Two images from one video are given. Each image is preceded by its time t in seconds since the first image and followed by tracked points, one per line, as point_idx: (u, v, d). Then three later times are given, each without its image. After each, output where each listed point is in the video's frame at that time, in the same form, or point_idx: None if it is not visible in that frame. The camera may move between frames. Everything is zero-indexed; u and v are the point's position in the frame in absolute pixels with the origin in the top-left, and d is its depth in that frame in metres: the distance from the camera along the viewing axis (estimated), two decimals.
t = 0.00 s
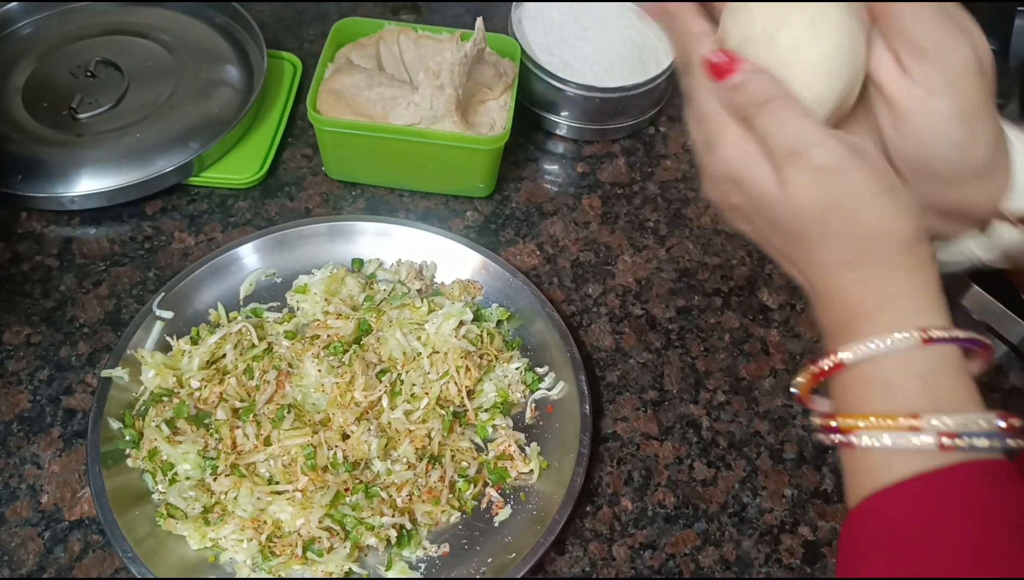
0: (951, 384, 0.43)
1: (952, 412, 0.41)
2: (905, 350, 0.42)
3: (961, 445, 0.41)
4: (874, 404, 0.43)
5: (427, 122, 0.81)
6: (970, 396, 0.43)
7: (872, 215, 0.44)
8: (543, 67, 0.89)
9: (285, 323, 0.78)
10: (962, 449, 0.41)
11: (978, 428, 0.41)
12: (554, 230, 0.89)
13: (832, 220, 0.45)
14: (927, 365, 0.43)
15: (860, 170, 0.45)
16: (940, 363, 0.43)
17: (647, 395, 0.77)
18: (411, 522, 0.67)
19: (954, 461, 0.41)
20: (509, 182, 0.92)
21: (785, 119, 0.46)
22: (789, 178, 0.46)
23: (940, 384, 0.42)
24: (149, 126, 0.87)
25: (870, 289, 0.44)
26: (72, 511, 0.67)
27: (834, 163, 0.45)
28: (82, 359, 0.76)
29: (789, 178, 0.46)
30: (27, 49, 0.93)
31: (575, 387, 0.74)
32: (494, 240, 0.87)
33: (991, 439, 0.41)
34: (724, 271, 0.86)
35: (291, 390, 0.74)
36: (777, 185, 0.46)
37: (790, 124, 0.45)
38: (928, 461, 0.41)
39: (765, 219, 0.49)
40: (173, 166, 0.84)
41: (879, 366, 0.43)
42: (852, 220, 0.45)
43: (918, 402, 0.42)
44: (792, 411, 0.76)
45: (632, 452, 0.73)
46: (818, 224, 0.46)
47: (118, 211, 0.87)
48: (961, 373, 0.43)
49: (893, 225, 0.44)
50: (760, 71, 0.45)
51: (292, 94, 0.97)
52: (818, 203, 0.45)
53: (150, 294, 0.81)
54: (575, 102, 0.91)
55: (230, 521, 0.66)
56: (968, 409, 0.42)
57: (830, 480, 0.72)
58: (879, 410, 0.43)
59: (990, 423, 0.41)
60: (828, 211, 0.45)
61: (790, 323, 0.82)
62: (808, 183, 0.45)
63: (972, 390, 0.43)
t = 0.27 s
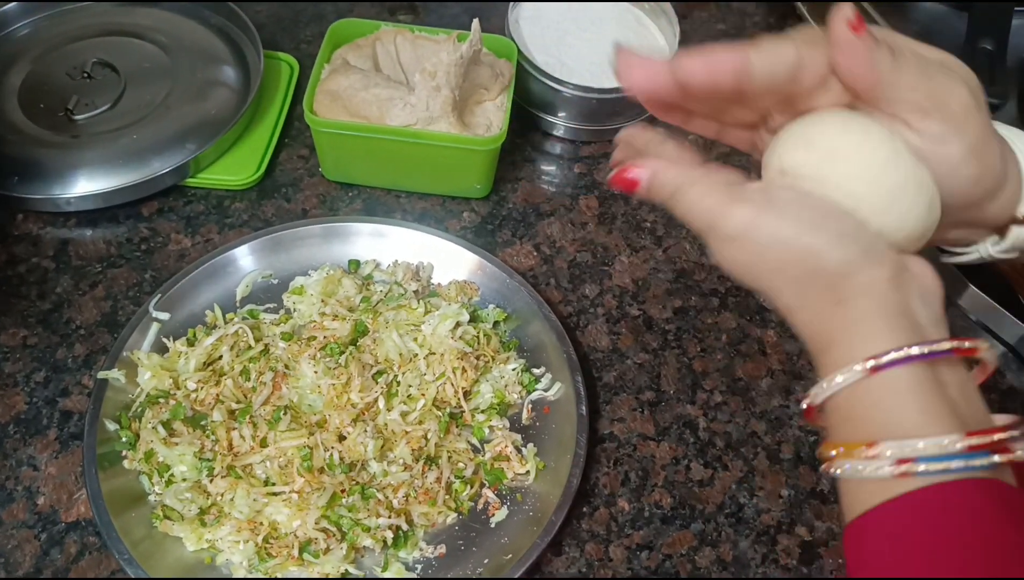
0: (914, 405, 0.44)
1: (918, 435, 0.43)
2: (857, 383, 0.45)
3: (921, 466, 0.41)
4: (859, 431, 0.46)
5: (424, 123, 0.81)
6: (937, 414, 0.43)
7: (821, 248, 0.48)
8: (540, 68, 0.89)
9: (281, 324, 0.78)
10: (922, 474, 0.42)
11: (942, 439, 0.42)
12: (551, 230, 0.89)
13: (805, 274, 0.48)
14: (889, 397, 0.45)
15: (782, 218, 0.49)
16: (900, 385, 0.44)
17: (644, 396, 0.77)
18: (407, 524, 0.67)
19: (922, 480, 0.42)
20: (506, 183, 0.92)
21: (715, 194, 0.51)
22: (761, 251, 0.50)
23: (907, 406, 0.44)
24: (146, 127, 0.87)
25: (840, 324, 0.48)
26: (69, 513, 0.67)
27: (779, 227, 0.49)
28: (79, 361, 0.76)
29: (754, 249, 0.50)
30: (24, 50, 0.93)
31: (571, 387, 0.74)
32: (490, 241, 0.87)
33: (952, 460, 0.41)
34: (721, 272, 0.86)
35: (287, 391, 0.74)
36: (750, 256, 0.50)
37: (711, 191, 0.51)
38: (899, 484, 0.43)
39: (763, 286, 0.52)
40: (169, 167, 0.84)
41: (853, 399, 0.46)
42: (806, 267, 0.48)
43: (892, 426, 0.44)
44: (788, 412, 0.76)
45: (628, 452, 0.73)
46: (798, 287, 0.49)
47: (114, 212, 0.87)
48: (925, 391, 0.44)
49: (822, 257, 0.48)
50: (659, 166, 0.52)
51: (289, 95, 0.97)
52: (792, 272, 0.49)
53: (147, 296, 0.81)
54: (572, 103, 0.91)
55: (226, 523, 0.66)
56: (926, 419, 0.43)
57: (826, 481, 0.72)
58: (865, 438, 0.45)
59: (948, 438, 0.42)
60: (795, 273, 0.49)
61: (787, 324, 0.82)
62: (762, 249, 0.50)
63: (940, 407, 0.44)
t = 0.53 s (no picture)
0: (911, 425, 0.44)
1: (913, 452, 0.43)
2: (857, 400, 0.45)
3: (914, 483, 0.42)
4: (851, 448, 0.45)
5: (423, 122, 0.81)
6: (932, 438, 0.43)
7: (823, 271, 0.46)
8: (538, 68, 0.89)
9: (281, 322, 0.79)
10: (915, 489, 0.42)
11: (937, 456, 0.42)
12: (550, 229, 0.89)
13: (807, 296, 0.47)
14: (882, 417, 0.44)
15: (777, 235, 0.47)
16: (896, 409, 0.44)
17: (642, 393, 0.77)
18: (406, 520, 0.68)
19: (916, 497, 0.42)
20: (505, 181, 0.93)
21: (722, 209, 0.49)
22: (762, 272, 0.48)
23: (901, 426, 0.44)
24: (146, 126, 0.87)
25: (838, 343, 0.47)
26: (70, 510, 0.67)
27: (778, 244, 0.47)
28: (80, 358, 0.76)
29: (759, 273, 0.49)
30: (24, 50, 0.94)
31: (570, 385, 0.74)
32: (489, 240, 0.88)
33: (942, 477, 0.42)
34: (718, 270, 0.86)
35: (287, 388, 0.74)
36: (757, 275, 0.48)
37: (720, 205, 0.49)
38: (893, 500, 0.43)
39: (761, 304, 0.51)
40: (170, 166, 0.85)
41: (850, 416, 0.46)
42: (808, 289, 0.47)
43: (886, 445, 0.44)
44: (786, 409, 0.77)
45: (626, 449, 0.73)
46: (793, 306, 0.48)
47: (115, 211, 0.87)
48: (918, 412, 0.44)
49: (834, 278, 0.46)
50: (667, 177, 0.50)
51: (289, 94, 0.98)
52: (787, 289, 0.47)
53: (147, 294, 0.81)
54: (571, 103, 0.91)
55: (227, 520, 0.66)
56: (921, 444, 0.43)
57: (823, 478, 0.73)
58: (858, 452, 0.45)
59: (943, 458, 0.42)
60: (790, 290, 0.48)
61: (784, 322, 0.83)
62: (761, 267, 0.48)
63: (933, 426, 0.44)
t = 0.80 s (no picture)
0: (870, 445, 0.49)
1: (874, 473, 0.48)
2: (818, 427, 0.51)
3: (879, 501, 0.46)
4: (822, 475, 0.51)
5: (423, 120, 0.81)
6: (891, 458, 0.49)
7: (786, 311, 0.53)
8: (538, 67, 0.89)
9: (282, 320, 0.79)
10: (881, 507, 0.46)
11: (898, 474, 0.47)
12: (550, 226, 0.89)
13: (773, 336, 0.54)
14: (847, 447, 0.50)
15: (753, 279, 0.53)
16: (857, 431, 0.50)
17: (642, 390, 0.77)
18: (407, 516, 0.68)
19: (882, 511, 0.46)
20: (505, 179, 0.93)
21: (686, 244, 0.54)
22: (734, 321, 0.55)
23: (867, 449, 0.49)
24: (148, 125, 0.87)
25: (801, 372, 0.54)
26: (73, 506, 0.67)
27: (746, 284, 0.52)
28: (82, 356, 0.77)
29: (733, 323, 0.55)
30: (26, 49, 0.94)
31: (570, 381, 0.74)
32: (490, 237, 0.88)
33: (906, 492, 0.46)
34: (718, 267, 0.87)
35: (288, 385, 0.74)
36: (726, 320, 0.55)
37: (684, 249, 0.54)
38: (861, 517, 0.47)
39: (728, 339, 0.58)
40: (172, 164, 0.85)
41: (820, 444, 0.51)
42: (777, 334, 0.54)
43: (851, 467, 0.49)
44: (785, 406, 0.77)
45: (626, 446, 0.74)
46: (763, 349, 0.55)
47: (117, 209, 0.87)
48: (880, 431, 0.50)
49: (790, 317, 0.52)
50: (629, 221, 0.54)
51: (289, 92, 0.98)
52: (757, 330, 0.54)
53: (149, 291, 0.82)
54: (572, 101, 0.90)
55: (229, 516, 0.66)
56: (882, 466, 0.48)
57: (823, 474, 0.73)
58: (827, 476, 0.50)
59: (902, 474, 0.47)
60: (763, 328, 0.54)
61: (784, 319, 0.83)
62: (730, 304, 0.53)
63: (894, 445, 0.49)
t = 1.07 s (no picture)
0: (843, 436, 0.53)
1: (845, 462, 0.52)
2: (791, 421, 0.56)
3: (849, 488, 0.50)
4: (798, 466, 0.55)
5: (424, 118, 0.81)
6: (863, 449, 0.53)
7: (762, 308, 0.59)
8: (539, 65, 0.90)
9: (283, 318, 0.79)
10: (854, 493, 0.50)
11: (865, 461, 0.51)
12: (551, 224, 0.89)
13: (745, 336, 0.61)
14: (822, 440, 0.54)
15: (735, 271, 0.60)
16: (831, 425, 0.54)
17: (643, 387, 0.77)
18: (408, 514, 0.68)
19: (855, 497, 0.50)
20: (506, 176, 0.93)
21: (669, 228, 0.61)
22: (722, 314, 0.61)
23: (837, 439, 0.53)
24: (148, 123, 0.88)
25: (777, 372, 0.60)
26: (74, 503, 0.67)
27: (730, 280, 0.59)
28: (83, 353, 0.77)
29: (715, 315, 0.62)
30: (27, 47, 0.94)
31: (571, 379, 0.74)
32: (490, 235, 0.88)
33: (877, 478, 0.50)
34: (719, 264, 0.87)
35: (289, 382, 0.74)
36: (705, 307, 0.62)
37: (678, 238, 0.61)
38: (835, 503, 0.51)
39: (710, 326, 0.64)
40: (172, 162, 0.85)
41: (798, 437, 0.56)
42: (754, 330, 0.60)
43: (825, 458, 0.53)
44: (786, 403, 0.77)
45: (627, 443, 0.74)
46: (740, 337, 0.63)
47: (118, 207, 0.87)
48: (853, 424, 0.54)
49: (762, 322, 0.59)
50: (634, 202, 0.62)
51: (289, 90, 0.98)
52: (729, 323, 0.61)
53: (150, 289, 0.82)
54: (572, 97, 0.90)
55: (230, 513, 0.66)
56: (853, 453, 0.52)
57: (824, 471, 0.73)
58: (804, 467, 0.54)
59: (871, 461, 0.51)
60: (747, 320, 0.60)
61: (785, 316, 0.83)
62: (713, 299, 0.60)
63: (865, 437, 0.53)
